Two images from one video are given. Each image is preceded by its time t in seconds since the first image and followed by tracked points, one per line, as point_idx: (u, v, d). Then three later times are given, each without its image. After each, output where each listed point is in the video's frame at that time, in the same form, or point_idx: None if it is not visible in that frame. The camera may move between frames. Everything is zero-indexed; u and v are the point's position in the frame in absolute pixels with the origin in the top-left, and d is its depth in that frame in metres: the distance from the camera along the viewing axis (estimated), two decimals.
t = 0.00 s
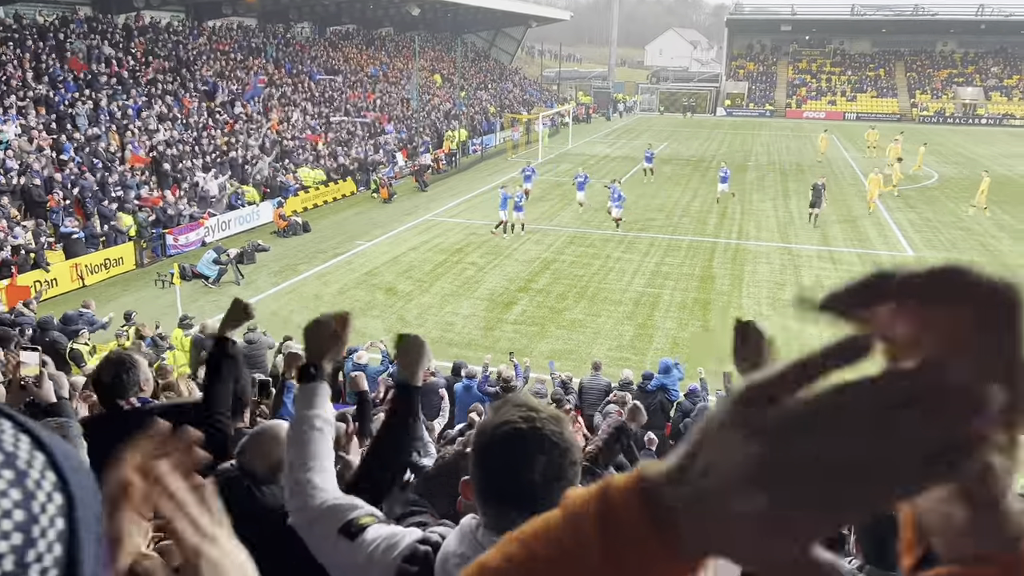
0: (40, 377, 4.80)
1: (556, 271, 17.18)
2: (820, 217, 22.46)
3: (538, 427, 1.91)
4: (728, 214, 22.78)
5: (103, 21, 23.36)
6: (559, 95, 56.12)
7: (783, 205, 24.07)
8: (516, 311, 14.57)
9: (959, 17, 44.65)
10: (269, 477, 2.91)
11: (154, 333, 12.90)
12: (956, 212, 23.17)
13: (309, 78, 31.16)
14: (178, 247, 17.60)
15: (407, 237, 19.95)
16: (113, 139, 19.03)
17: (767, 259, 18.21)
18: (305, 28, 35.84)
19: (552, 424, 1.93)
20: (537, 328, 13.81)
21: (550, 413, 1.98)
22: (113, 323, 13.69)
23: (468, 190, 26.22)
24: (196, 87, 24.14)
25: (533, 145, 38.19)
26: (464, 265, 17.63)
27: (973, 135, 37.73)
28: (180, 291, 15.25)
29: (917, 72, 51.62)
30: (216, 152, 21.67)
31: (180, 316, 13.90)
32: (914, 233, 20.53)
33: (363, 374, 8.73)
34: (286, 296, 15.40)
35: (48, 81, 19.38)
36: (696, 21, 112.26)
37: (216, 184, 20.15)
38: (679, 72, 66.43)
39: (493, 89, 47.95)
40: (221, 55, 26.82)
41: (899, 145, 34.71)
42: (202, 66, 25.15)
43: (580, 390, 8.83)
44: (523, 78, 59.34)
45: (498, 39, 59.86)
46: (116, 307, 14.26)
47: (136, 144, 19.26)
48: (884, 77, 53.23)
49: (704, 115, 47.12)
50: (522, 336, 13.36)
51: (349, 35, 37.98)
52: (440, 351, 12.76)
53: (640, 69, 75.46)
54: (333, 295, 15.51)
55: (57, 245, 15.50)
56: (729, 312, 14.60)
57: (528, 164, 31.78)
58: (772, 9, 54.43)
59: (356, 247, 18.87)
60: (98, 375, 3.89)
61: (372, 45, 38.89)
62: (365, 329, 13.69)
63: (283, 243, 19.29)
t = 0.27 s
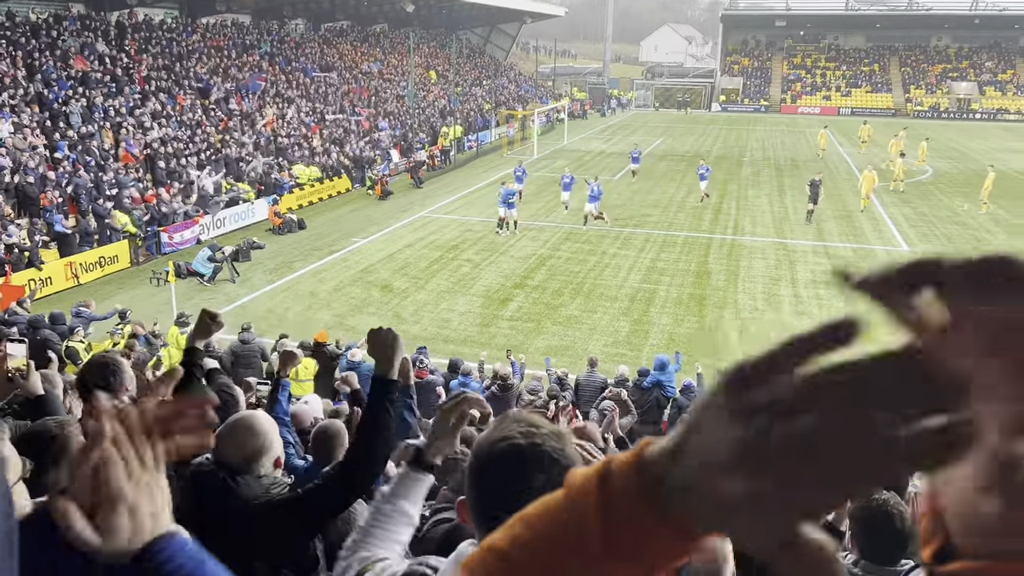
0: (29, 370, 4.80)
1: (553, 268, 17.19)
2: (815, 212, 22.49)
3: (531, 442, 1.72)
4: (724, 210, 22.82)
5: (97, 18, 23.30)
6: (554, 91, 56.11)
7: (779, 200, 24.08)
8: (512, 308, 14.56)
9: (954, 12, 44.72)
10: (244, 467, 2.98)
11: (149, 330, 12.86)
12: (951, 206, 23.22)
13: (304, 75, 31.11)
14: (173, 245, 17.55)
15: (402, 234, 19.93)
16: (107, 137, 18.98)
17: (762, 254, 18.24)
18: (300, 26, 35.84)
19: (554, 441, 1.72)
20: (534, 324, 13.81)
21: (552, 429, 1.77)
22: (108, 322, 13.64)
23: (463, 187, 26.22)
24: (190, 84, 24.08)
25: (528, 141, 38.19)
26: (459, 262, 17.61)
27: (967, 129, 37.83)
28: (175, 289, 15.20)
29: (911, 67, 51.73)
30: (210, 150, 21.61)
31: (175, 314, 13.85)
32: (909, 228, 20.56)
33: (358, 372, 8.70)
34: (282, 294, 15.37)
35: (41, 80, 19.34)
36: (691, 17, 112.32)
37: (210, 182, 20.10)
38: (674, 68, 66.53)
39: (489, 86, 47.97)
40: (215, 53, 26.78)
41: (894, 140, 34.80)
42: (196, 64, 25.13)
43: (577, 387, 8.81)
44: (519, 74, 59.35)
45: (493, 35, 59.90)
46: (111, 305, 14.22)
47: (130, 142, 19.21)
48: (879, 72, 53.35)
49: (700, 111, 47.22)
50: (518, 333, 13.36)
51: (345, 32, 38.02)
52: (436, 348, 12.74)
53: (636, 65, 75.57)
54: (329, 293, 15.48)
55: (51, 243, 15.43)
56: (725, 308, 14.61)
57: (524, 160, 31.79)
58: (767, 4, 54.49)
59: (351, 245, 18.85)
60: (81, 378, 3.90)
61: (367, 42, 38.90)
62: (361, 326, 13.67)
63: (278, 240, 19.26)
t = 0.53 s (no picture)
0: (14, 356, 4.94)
1: (547, 265, 17.19)
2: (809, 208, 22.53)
3: (522, 454, 1.71)
4: (718, 206, 22.85)
5: (89, 16, 23.20)
6: (548, 87, 56.02)
7: (773, 197, 24.12)
8: (507, 305, 14.56)
9: (947, 8, 44.81)
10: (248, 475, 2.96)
11: (143, 329, 12.81)
12: (944, 202, 23.29)
13: (298, 73, 30.99)
14: (166, 244, 17.49)
15: (397, 231, 19.91)
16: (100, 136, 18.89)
17: (757, 250, 18.27)
18: (293, 23, 35.74)
19: (547, 453, 1.72)
20: (529, 321, 13.82)
21: (545, 440, 1.77)
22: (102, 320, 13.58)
23: (458, 184, 26.19)
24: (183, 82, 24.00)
25: (523, 138, 38.15)
26: (454, 259, 17.60)
27: (960, 125, 37.93)
28: (170, 287, 15.15)
29: (904, 63, 51.83)
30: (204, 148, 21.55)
31: (169, 312, 13.80)
32: (902, 224, 20.62)
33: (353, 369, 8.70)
34: (277, 292, 15.34)
35: (34, 78, 19.26)
36: (685, 14, 112.22)
37: (204, 180, 20.01)
38: (668, 65, 66.55)
39: (483, 83, 47.88)
40: (208, 50, 26.69)
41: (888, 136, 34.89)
42: (190, 62, 25.06)
43: (572, 384, 8.82)
44: (513, 71, 59.26)
45: (487, 32, 59.78)
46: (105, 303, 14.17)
47: (123, 140, 19.12)
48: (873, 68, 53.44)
49: (694, 108, 47.21)
50: (513, 330, 13.36)
51: (338, 29, 37.94)
52: (432, 345, 12.75)
53: (630, 62, 75.53)
54: (324, 291, 15.45)
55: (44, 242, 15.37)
56: (720, 305, 14.64)
57: (518, 157, 31.78)
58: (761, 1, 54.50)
59: (346, 243, 18.82)
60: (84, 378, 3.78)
61: (361, 40, 38.80)
62: (355, 324, 13.65)
63: (273, 238, 19.22)
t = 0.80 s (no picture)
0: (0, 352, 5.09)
1: (543, 263, 17.17)
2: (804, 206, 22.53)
3: (512, 451, 1.74)
4: (713, 204, 22.85)
5: (82, 13, 23.11)
6: (543, 85, 55.92)
7: (769, 194, 24.13)
8: (503, 303, 14.55)
9: (942, 5, 44.87)
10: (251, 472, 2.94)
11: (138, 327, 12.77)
12: (939, 200, 23.32)
13: (292, 70, 30.94)
14: (161, 242, 17.44)
15: (393, 229, 19.88)
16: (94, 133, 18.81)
17: (752, 248, 18.29)
18: (288, 20, 35.65)
19: (535, 454, 1.74)
20: (525, 319, 13.80)
21: (533, 442, 1.80)
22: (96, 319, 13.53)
23: (453, 182, 26.18)
24: (178, 80, 23.93)
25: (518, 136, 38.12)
26: (450, 257, 17.58)
27: (955, 123, 38.00)
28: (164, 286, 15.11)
29: (899, 60, 51.88)
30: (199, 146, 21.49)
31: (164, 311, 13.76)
32: (898, 222, 20.65)
33: (346, 368, 8.69)
34: (272, 290, 15.30)
35: (27, 75, 19.18)
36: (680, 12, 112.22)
37: (198, 178, 19.95)
38: (664, 63, 66.49)
39: (478, 81, 47.79)
40: (202, 47, 26.59)
41: (883, 134, 34.94)
42: (184, 59, 24.97)
43: (567, 382, 8.81)
44: (509, 69, 59.17)
45: (483, 30, 59.66)
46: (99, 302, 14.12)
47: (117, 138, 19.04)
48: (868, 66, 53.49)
49: (690, 105, 47.20)
50: (509, 328, 13.35)
51: (333, 27, 37.85)
52: (428, 343, 12.73)
53: (625, 60, 75.50)
54: (319, 289, 15.42)
55: (39, 241, 15.31)
56: (715, 302, 14.64)
57: (513, 155, 31.75)
58: None
59: (342, 241, 18.79)
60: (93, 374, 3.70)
61: (356, 37, 38.71)
62: (351, 322, 13.63)
63: (268, 236, 19.18)
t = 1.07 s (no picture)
0: None
1: (538, 263, 17.17)
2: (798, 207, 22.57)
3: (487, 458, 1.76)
4: (708, 205, 22.88)
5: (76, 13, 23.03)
6: (538, 85, 55.92)
7: (763, 195, 24.16)
8: (497, 304, 14.55)
9: (936, 7, 45.01)
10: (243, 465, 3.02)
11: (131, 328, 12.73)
12: (933, 201, 23.40)
13: (287, 70, 30.89)
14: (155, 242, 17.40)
15: (387, 230, 19.87)
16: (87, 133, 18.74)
17: (746, 249, 18.32)
18: (283, 20, 35.58)
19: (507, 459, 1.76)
20: (519, 320, 13.81)
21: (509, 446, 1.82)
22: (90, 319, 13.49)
23: (448, 182, 26.16)
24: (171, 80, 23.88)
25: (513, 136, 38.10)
26: (445, 258, 17.58)
27: (949, 124, 38.10)
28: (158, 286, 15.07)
29: (893, 62, 52.02)
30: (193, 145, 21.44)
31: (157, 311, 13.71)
32: (891, 223, 20.70)
33: (339, 368, 8.69)
34: (266, 290, 15.28)
35: (20, 75, 19.11)
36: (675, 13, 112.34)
37: (192, 178, 19.89)
38: (659, 63, 66.53)
39: (473, 81, 47.73)
40: (196, 47, 26.53)
41: (877, 135, 35.02)
42: (178, 59, 24.92)
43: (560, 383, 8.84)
44: (504, 69, 59.12)
45: (478, 30, 59.61)
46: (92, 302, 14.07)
47: (110, 138, 18.98)
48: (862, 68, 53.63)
49: (685, 106, 47.23)
50: (503, 328, 13.35)
51: (328, 26, 37.81)
52: (422, 344, 12.73)
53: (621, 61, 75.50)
54: (313, 289, 15.40)
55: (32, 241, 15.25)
56: (710, 303, 14.67)
57: (508, 156, 31.74)
58: None
59: (336, 241, 18.77)
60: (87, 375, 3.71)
61: (351, 37, 38.64)
62: (345, 322, 13.61)
63: (262, 236, 19.16)
